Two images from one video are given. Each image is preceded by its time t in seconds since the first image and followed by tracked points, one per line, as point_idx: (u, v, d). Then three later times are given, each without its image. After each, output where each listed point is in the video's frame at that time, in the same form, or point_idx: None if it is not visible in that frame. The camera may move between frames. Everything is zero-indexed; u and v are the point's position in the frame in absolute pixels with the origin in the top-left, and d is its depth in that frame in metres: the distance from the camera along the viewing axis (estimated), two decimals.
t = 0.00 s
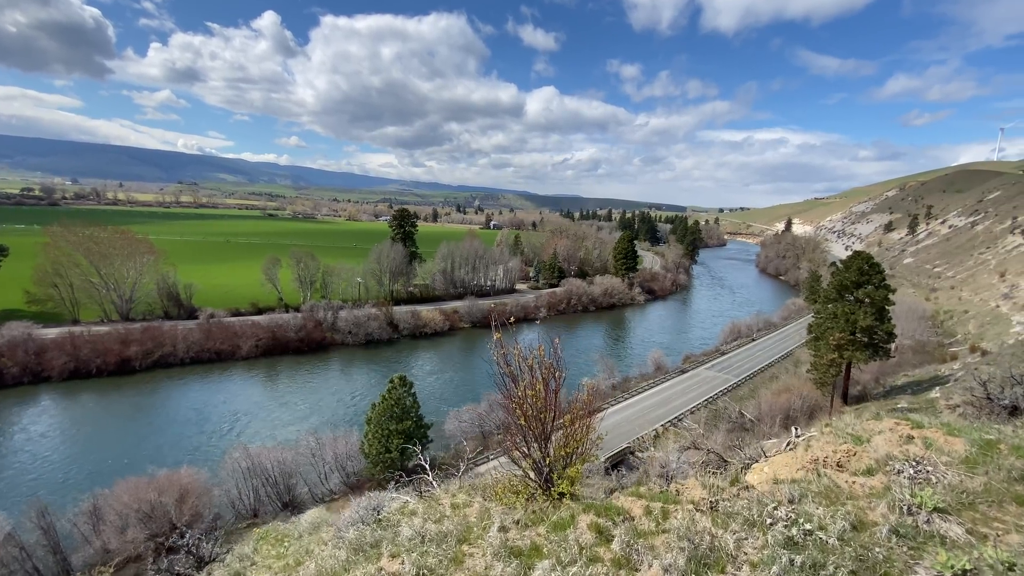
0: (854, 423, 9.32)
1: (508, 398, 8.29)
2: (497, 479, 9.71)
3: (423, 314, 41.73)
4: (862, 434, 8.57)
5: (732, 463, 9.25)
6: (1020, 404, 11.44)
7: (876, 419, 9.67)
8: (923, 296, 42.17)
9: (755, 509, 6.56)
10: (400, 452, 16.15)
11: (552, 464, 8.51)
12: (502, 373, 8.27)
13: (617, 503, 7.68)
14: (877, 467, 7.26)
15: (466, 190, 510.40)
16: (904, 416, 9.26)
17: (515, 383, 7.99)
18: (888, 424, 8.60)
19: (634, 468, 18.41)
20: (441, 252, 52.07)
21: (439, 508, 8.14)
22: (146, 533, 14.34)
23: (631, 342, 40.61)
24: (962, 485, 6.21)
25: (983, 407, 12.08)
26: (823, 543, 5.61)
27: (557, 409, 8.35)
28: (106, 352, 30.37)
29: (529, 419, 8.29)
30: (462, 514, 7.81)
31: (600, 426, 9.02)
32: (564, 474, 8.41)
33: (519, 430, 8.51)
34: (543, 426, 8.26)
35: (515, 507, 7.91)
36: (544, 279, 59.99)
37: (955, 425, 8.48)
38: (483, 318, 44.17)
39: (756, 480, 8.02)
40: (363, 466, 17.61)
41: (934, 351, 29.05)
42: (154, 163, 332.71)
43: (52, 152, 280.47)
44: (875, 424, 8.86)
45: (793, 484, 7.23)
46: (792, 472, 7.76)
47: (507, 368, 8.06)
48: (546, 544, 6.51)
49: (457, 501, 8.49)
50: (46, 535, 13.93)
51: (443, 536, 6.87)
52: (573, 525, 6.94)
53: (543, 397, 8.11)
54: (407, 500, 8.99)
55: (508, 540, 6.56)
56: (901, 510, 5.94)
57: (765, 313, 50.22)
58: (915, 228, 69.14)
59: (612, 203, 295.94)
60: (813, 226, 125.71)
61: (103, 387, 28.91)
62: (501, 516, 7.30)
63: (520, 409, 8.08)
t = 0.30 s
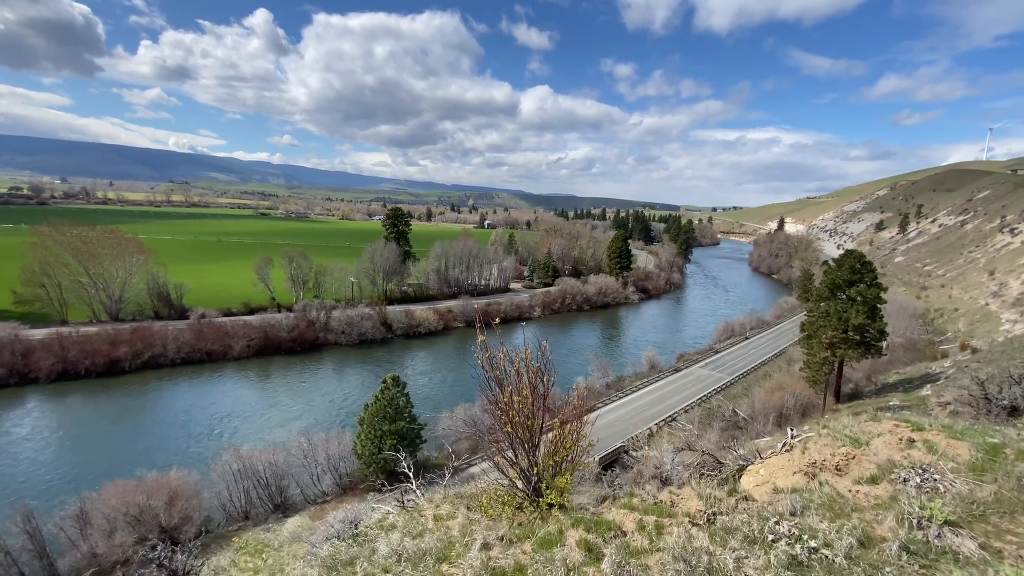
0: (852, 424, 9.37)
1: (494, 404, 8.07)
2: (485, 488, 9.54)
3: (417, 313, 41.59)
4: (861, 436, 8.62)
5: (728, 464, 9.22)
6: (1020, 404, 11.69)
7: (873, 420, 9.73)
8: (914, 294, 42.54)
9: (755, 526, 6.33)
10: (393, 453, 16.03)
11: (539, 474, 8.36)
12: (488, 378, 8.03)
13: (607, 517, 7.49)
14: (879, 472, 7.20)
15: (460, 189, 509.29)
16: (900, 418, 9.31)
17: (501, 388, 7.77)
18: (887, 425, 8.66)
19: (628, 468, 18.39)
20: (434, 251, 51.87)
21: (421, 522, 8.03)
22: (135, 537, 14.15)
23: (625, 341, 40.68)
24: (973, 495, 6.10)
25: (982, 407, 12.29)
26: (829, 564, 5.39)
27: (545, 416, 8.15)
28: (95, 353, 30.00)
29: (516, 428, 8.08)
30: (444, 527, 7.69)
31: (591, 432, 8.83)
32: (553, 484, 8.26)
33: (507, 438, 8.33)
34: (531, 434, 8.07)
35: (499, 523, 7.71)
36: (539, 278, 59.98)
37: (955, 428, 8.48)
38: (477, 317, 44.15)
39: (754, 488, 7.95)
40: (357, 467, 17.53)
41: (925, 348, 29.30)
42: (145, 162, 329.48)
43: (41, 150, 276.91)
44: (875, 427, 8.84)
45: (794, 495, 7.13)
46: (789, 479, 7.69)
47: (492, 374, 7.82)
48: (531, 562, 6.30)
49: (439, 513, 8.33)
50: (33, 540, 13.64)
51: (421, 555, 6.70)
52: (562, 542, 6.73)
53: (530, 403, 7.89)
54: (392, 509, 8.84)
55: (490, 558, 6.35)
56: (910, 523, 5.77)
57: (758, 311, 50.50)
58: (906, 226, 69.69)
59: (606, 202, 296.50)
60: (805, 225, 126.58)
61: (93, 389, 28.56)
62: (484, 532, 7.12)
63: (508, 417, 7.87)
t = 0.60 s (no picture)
0: (851, 428, 9.10)
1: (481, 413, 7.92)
2: (471, 502, 9.28)
3: (410, 313, 41.40)
4: (860, 440, 8.32)
5: (724, 467, 9.14)
6: (1021, 405, 11.82)
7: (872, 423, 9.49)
8: (905, 292, 42.87)
9: (762, 548, 5.78)
10: (385, 454, 15.96)
11: (529, 487, 8.22)
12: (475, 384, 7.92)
13: (600, 536, 7.17)
14: (884, 480, 6.83)
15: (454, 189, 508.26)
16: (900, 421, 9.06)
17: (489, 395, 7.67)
18: (888, 428, 8.34)
19: (622, 467, 18.35)
20: (428, 250, 51.64)
21: (402, 538, 7.84)
22: (122, 542, 13.97)
23: (618, 340, 40.73)
24: (990, 506, 5.64)
25: (983, 410, 12.42)
26: None
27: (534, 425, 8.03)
28: (83, 354, 29.57)
29: (504, 441, 7.95)
30: (426, 546, 7.45)
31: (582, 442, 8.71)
32: (542, 499, 8.09)
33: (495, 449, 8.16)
34: (520, 444, 7.91)
35: (485, 545, 7.36)
36: (533, 278, 59.96)
37: (953, 430, 8.34)
38: (471, 317, 44.04)
39: (751, 495, 7.81)
40: (349, 469, 17.32)
41: (915, 346, 29.50)
42: (135, 161, 325.98)
43: (28, 148, 273.04)
44: (873, 430, 8.53)
45: (798, 508, 6.76)
46: (789, 485, 7.52)
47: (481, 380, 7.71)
48: None
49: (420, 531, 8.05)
50: (17, 544, 13.50)
51: None
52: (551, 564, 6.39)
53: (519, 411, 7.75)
54: (373, 524, 8.61)
55: None
56: (923, 541, 5.25)
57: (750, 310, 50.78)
58: (897, 226, 70.32)
59: (600, 202, 296.99)
60: (797, 224, 127.51)
61: (82, 390, 28.19)
62: (468, 554, 6.81)
63: (495, 429, 7.74)
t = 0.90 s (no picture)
0: (848, 432, 8.77)
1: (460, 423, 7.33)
2: (452, 517, 8.80)
3: (402, 313, 41.16)
4: (857, 444, 7.94)
5: (717, 470, 9.12)
6: (1022, 408, 12.08)
7: (870, 427, 9.09)
8: (895, 291, 43.24)
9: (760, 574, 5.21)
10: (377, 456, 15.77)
11: (512, 504, 7.65)
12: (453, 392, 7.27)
13: (583, 560, 6.48)
14: (887, 490, 6.49)
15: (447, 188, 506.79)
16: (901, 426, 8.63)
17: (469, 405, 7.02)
18: (887, 433, 7.96)
19: (616, 467, 18.28)
20: (421, 250, 51.40)
21: (377, 560, 7.64)
22: (109, 546, 13.70)
23: (612, 339, 40.69)
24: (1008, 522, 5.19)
25: (983, 412, 12.59)
26: None
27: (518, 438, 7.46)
28: (70, 356, 29.08)
29: (486, 455, 7.36)
30: (401, 570, 7.23)
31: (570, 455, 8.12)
32: (526, 517, 7.51)
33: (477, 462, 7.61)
34: (504, 457, 7.37)
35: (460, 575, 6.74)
36: (526, 277, 59.88)
37: (954, 434, 8.04)
38: (464, 317, 43.88)
39: (744, 502, 7.65)
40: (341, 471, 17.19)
41: (905, 345, 29.74)
42: (123, 160, 322.12)
43: (14, 147, 269.04)
44: (871, 435, 8.10)
45: (799, 525, 6.30)
46: (784, 491, 7.36)
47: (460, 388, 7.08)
48: None
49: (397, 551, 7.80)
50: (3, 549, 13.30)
51: None
52: None
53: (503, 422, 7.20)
54: (347, 542, 8.46)
55: None
56: (937, 563, 4.80)
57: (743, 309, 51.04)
58: (886, 225, 71.01)
59: (593, 202, 297.53)
60: (788, 224, 128.47)
61: (70, 393, 27.74)
62: None
63: (477, 444, 7.11)
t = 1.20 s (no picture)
0: (844, 434, 8.52)
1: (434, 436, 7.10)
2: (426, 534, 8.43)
3: (394, 314, 40.94)
4: (854, 450, 7.68)
5: (710, 473, 9.01)
6: (1019, 409, 12.34)
7: (866, 429, 8.81)
8: (884, 290, 43.63)
9: None
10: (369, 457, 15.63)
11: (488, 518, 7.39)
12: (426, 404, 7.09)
13: None
14: (887, 499, 6.15)
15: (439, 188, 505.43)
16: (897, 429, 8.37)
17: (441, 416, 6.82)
18: (883, 436, 7.72)
19: (609, 467, 18.32)
20: (413, 250, 51.14)
21: None
22: (94, 552, 13.41)
23: (604, 339, 40.70)
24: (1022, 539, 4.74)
25: (979, 413, 12.88)
26: None
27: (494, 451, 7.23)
28: (56, 358, 28.59)
29: (459, 468, 7.10)
30: None
31: (552, 466, 7.88)
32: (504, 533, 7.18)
33: (452, 475, 7.34)
34: (479, 471, 7.12)
35: None
36: (520, 277, 59.81)
37: (948, 436, 7.84)
38: (457, 317, 43.74)
39: (737, 509, 7.52)
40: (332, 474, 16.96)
41: (895, 343, 29.97)
42: (111, 159, 317.89)
43: None
44: (866, 438, 7.85)
45: (796, 543, 5.93)
46: (778, 497, 7.18)
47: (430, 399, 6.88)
48: None
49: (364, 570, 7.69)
50: None
51: None
52: None
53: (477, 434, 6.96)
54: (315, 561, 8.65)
55: None
56: None
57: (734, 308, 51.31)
58: (875, 225, 71.73)
59: (586, 202, 297.92)
60: (779, 224, 129.46)
61: (57, 395, 27.29)
62: None
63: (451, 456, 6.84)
